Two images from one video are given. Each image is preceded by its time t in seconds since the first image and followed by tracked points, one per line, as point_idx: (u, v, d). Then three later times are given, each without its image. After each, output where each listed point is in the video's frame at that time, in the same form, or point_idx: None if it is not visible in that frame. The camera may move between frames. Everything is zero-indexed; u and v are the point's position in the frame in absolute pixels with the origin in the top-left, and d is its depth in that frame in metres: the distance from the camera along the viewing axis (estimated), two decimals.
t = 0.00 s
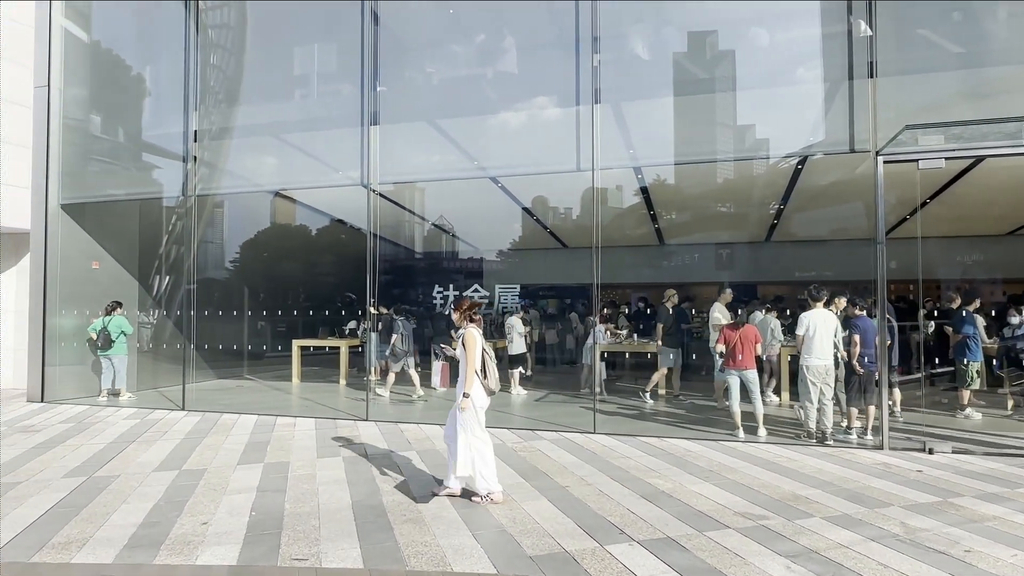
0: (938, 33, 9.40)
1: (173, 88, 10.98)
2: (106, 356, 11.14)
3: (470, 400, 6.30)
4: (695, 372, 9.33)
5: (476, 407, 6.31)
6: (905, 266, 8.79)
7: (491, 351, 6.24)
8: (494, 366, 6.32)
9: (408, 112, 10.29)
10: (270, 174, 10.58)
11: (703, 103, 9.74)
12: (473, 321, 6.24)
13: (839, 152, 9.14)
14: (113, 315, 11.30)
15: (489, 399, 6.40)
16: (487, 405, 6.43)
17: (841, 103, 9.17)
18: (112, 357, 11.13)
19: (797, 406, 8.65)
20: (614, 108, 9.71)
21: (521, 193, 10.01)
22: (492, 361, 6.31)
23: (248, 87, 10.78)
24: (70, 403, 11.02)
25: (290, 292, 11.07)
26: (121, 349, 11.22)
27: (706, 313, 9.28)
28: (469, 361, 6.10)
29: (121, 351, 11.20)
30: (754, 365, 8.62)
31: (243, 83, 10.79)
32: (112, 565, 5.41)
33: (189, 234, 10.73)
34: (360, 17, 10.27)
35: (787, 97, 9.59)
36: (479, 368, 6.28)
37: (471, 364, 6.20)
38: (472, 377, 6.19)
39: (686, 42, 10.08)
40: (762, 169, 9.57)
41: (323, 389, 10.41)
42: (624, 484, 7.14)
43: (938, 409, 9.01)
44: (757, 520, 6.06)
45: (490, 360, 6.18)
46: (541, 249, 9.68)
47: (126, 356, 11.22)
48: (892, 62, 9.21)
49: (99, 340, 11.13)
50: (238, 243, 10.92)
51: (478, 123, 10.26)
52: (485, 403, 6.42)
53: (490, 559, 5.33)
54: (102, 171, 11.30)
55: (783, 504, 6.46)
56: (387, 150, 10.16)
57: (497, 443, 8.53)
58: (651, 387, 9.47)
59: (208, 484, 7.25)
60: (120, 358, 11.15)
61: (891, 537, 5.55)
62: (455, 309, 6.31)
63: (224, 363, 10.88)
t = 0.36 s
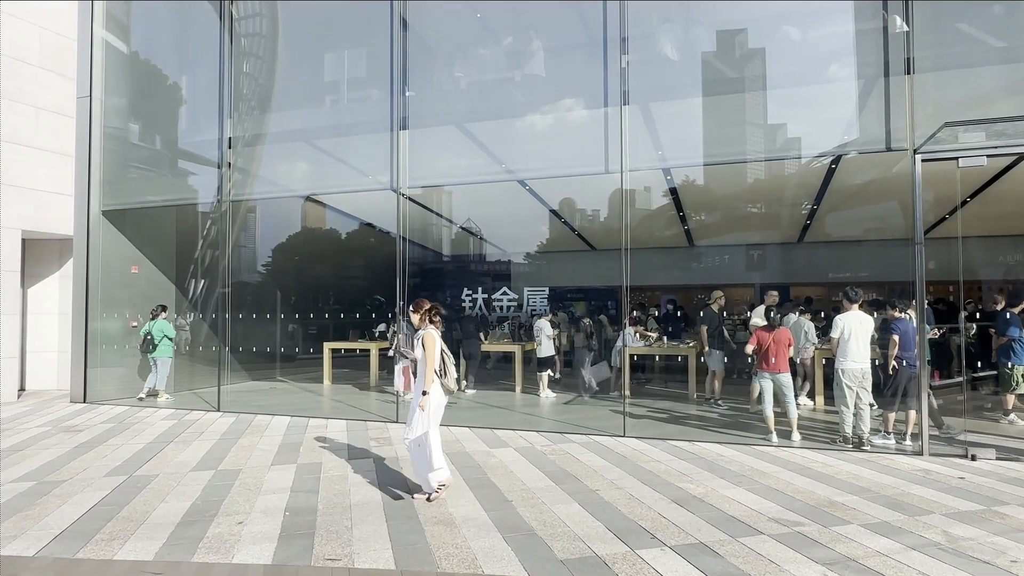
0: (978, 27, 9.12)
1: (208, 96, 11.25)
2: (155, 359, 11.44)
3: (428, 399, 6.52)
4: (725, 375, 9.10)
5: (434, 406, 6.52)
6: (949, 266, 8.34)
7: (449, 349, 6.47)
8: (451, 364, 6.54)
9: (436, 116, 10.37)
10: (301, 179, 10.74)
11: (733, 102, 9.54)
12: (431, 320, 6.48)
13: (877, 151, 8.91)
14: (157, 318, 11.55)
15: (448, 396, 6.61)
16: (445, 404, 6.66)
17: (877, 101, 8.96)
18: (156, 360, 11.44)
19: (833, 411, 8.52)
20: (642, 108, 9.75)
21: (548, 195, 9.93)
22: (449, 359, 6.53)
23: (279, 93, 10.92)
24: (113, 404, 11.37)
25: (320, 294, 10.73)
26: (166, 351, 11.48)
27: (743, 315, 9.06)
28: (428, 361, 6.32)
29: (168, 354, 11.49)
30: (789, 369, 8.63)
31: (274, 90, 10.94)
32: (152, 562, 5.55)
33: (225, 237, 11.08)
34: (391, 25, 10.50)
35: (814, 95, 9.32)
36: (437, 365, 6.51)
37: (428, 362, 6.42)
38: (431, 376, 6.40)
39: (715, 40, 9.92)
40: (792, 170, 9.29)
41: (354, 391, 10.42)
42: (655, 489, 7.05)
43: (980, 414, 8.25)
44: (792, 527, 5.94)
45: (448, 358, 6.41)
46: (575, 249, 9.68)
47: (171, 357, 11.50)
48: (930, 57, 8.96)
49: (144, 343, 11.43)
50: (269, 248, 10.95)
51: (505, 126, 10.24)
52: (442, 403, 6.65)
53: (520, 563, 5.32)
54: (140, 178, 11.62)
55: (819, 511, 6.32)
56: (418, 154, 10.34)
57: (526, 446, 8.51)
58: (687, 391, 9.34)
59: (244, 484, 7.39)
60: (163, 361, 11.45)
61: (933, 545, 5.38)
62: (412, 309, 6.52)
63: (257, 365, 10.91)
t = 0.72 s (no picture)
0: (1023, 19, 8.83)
1: (243, 103, 11.51)
2: (198, 361, 11.73)
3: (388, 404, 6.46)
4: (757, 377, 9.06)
5: (393, 411, 6.47)
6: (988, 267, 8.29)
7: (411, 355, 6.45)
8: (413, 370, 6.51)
9: (466, 119, 10.43)
10: (333, 183, 10.90)
11: (765, 101, 9.38)
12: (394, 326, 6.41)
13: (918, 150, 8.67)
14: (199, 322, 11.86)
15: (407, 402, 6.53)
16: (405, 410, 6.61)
17: (916, 97, 8.74)
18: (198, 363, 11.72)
19: (871, 415, 8.29)
20: (672, 108, 9.61)
21: (577, 197, 9.90)
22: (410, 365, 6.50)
23: (312, 99, 11.10)
24: (152, 404, 11.67)
25: (352, 296, 10.88)
26: (207, 353, 11.75)
27: (778, 318, 8.99)
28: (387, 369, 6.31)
29: (208, 356, 11.75)
30: (826, 372, 8.23)
31: (307, 96, 11.14)
32: (191, 559, 5.66)
33: (259, 241, 11.29)
34: (420, 30, 10.58)
35: (851, 92, 9.15)
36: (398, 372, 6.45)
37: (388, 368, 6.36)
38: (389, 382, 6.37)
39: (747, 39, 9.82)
40: (827, 168, 9.20)
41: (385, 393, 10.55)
42: (688, 493, 6.95)
43: None
44: (830, 534, 5.78)
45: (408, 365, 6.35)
46: (598, 252, 9.60)
47: (211, 359, 11.72)
48: (972, 51, 8.69)
49: (189, 347, 11.81)
50: (302, 251, 11.09)
51: (533, 129, 10.27)
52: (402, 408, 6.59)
53: (551, 566, 5.29)
54: (178, 184, 11.94)
55: (858, 518, 6.15)
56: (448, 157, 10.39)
57: (556, 449, 8.46)
58: (719, 393, 9.29)
59: (279, 483, 7.51)
60: (204, 363, 11.70)
61: (979, 555, 5.19)
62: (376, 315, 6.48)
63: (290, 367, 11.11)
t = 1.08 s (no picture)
0: None
1: (275, 109, 11.70)
2: (236, 362, 11.91)
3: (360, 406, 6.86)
4: (793, 381, 8.94)
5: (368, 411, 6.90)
6: None
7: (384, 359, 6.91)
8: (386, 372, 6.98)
9: (494, 122, 10.45)
10: (362, 187, 11.02)
11: (795, 101, 9.24)
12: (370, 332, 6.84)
13: (957, 146, 8.45)
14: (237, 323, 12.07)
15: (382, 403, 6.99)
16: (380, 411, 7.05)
17: (956, 93, 8.48)
18: (237, 364, 11.92)
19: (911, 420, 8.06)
20: (702, 108, 9.47)
21: (605, 198, 9.89)
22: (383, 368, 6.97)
23: (341, 104, 11.23)
24: (187, 405, 11.91)
25: (380, 299, 10.90)
26: (244, 355, 11.95)
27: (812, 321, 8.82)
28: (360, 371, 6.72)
29: (246, 357, 11.95)
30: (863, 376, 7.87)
31: (336, 101, 11.27)
32: (227, 557, 5.76)
33: (291, 244, 11.46)
34: (448, 34, 10.63)
35: (886, 90, 8.92)
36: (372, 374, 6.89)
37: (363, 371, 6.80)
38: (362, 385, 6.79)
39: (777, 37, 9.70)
40: (862, 166, 9.14)
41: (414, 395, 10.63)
42: (721, 498, 6.84)
43: None
44: (869, 542, 5.63)
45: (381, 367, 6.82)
46: (627, 256, 9.55)
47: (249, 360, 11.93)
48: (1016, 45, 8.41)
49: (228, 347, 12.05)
50: (332, 254, 11.21)
51: (560, 131, 10.25)
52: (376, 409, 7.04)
53: (583, 569, 5.25)
54: (212, 189, 12.19)
55: (898, 526, 5.97)
56: (475, 159, 10.43)
57: (585, 452, 8.40)
58: (753, 398, 9.19)
59: (312, 483, 7.62)
60: (244, 365, 11.91)
61: None
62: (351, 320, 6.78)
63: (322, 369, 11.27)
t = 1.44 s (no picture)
0: None
1: (311, 115, 11.94)
2: (282, 363, 12.15)
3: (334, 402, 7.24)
4: (834, 385, 9.01)
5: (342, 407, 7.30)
6: None
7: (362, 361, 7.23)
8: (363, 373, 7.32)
9: (527, 125, 10.48)
10: (395, 190, 11.11)
11: (833, 99, 9.00)
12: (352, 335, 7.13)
13: (1007, 143, 8.19)
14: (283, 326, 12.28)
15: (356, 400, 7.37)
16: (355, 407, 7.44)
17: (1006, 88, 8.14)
18: (284, 365, 12.16)
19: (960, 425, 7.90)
20: (739, 108, 9.29)
21: (638, 200, 9.77)
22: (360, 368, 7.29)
23: (374, 109, 11.35)
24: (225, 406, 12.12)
25: (412, 301, 10.99)
26: (290, 356, 12.16)
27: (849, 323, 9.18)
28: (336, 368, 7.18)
29: (291, 359, 12.16)
30: (909, 379, 7.56)
31: (369, 106, 11.40)
32: (268, 556, 5.85)
33: (327, 248, 11.71)
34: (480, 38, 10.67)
35: (930, 85, 8.65)
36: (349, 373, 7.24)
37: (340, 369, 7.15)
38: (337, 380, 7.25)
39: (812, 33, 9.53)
40: (902, 164, 8.96)
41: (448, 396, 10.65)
42: (762, 504, 6.70)
43: None
44: (918, 552, 5.46)
45: (358, 366, 7.15)
46: (662, 256, 9.37)
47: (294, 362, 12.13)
48: None
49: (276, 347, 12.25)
50: (364, 257, 11.36)
51: (592, 133, 10.20)
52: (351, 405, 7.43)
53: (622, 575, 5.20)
54: (251, 194, 12.40)
55: (948, 535, 5.78)
56: (508, 162, 10.43)
57: (621, 455, 8.33)
58: (793, 403, 9.00)
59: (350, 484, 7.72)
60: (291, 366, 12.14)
61: None
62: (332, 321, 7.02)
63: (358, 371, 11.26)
